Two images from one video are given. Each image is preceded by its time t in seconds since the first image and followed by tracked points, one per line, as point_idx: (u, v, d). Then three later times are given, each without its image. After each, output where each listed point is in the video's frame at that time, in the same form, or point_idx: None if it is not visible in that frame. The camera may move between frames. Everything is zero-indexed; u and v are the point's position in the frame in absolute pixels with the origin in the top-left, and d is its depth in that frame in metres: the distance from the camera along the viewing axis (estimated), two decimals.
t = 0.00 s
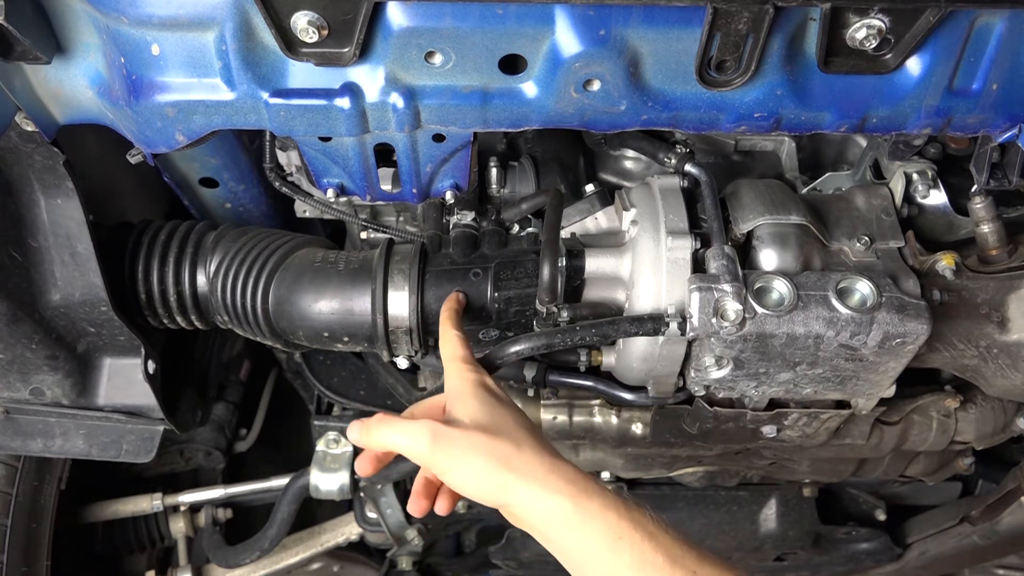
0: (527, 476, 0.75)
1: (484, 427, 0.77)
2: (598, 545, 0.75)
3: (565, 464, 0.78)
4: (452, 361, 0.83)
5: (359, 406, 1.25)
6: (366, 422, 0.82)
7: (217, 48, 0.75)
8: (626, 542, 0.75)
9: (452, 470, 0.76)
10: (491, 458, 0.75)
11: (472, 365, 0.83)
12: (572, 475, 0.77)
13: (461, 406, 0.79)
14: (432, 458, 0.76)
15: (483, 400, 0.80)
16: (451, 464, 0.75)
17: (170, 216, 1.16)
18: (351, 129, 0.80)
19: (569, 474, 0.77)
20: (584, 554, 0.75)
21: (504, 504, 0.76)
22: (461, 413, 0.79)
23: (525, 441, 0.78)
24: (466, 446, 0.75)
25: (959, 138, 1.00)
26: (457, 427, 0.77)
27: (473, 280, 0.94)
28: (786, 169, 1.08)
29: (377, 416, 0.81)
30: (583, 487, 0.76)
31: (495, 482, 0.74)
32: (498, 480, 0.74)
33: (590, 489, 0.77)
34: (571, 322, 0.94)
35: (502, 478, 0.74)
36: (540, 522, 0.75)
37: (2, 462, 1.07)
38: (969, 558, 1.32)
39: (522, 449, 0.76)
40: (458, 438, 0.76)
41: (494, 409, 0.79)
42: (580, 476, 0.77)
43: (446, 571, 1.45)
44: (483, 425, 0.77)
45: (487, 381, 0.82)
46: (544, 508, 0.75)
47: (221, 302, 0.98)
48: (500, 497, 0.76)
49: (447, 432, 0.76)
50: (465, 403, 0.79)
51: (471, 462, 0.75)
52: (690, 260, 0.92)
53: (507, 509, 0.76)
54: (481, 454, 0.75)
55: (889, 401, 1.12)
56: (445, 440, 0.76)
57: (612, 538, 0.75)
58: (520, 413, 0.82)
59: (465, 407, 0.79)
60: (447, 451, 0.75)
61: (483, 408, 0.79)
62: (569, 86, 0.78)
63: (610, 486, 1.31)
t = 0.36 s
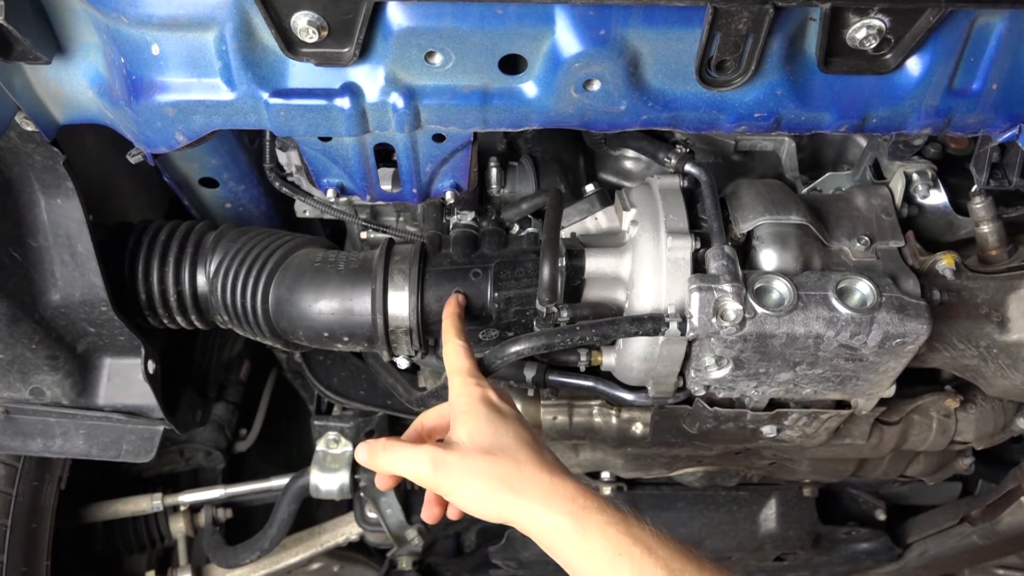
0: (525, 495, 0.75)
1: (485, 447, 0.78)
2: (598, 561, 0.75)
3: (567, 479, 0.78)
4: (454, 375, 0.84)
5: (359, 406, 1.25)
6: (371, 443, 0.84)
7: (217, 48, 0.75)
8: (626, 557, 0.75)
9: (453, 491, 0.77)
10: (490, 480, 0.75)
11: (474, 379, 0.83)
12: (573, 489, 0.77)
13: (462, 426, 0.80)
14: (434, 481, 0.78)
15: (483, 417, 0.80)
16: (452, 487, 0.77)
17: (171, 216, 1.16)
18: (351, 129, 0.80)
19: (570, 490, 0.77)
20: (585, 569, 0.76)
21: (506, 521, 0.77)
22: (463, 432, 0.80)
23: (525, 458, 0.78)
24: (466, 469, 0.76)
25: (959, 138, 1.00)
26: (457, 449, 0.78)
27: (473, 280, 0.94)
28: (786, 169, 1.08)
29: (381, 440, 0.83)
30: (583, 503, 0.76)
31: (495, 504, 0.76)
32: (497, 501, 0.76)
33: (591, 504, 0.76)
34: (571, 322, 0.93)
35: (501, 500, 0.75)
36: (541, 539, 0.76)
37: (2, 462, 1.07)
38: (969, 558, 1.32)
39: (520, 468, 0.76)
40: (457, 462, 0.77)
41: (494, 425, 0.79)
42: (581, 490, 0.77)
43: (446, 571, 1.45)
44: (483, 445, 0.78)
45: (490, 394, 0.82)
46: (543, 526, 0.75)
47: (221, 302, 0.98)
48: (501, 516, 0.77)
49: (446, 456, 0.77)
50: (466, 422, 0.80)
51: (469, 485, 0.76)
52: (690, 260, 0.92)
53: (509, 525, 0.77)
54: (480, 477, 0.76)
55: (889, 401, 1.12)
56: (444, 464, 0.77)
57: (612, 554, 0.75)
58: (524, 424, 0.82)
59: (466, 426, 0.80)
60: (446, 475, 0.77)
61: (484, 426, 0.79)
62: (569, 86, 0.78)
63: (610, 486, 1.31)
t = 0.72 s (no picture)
0: (529, 497, 0.75)
1: (488, 449, 0.78)
2: (603, 561, 0.75)
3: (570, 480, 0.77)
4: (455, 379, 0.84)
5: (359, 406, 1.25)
6: (376, 448, 0.84)
7: (217, 48, 0.75)
8: (630, 557, 0.75)
9: (458, 494, 0.77)
10: (494, 482, 0.75)
11: (476, 382, 0.83)
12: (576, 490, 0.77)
13: (465, 429, 0.80)
14: (438, 485, 0.78)
15: (486, 420, 0.80)
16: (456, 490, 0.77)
17: (171, 216, 1.16)
18: (351, 129, 0.80)
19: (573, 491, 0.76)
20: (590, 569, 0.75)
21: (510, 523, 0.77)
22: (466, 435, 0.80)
23: (528, 459, 0.78)
24: (470, 472, 0.76)
25: (959, 138, 1.00)
26: (461, 452, 0.78)
27: (473, 280, 0.94)
28: (786, 169, 1.08)
29: (385, 445, 0.83)
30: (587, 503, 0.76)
31: (499, 507, 0.76)
32: (501, 504, 0.76)
33: (594, 504, 0.76)
34: (571, 322, 0.94)
35: (506, 502, 0.75)
36: (546, 540, 0.76)
37: (2, 462, 1.07)
38: (969, 558, 1.32)
39: (524, 470, 0.76)
40: (461, 465, 0.77)
41: (497, 428, 0.80)
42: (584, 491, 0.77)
43: (446, 571, 1.44)
44: (487, 448, 0.78)
45: (491, 397, 0.83)
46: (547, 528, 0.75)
47: (221, 302, 0.98)
48: (506, 519, 0.77)
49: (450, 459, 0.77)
50: (469, 425, 0.80)
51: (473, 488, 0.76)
52: (690, 260, 0.92)
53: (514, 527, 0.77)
54: (484, 479, 0.76)
55: (889, 401, 1.12)
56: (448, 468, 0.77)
57: (616, 554, 0.75)
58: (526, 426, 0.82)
59: (469, 429, 0.80)
60: (451, 479, 0.77)
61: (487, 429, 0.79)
62: (569, 86, 0.78)
63: (610, 486, 1.32)
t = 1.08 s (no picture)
0: (522, 514, 0.75)
1: (485, 464, 0.77)
2: None
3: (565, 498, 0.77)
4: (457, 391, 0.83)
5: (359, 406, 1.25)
6: (377, 448, 0.84)
7: (217, 48, 0.75)
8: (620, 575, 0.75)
9: (452, 507, 0.77)
10: (489, 498, 0.75)
11: (477, 396, 0.83)
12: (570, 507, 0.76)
13: (463, 442, 0.79)
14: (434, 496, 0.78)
15: (485, 434, 0.79)
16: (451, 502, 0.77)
17: (171, 216, 1.16)
18: (351, 129, 0.80)
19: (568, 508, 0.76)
20: None
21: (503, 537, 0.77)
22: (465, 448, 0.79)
23: (524, 475, 0.77)
24: (467, 485, 0.76)
25: (959, 138, 1.00)
26: (457, 464, 0.78)
27: (473, 280, 0.94)
28: (786, 169, 1.08)
29: (386, 448, 0.83)
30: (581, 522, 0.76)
31: (493, 522, 0.75)
32: (495, 518, 0.76)
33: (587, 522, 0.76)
34: (571, 322, 0.94)
35: (500, 518, 0.75)
36: (538, 556, 0.76)
37: (2, 462, 1.07)
38: (969, 559, 1.31)
39: (519, 487, 0.76)
40: (458, 477, 0.76)
41: (496, 442, 0.79)
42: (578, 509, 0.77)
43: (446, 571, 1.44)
44: (484, 462, 0.77)
45: (492, 411, 0.82)
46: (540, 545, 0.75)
47: (221, 302, 0.98)
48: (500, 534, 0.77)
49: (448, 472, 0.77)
50: (468, 438, 0.79)
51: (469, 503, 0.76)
52: (690, 260, 0.91)
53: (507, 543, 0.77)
54: (479, 494, 0.75)
55: (890, 401, 1.12)
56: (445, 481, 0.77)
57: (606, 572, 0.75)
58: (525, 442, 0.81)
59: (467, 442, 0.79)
60: (448, 492, 0.77)
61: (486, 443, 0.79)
62: (569, 86, 0.78)
63: (610, 486, 1.32)
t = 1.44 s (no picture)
0: (489, 557, 0.81)
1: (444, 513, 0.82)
2: None
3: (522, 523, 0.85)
4: (403, 437, 0.88)
5: (359, 406, 1.25)
6: (322, 516, 0.82)
7: (217, 48, 0.75)
8: None
9: (417, 566, 0.80)
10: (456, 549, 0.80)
11: (421, 436, 0.88)
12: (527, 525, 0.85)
13: (417, 490, 0.84)
14: (396, 559, 0.80)
15: (438, 473, 0.85)
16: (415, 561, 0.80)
17: (171, 217, 1.16)
18: (351, 129, 0.80)
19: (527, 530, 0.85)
20: None
21: None
22: (420, 501, 0.83)
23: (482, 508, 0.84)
24: (429, 541, 0.79)
25: (959, 138, 1.00)
26: (415, 521, 0.81)
27: (473, 280, 0.94)
28: (786, 169, 1.08)
29: (332, 516, 0.81)
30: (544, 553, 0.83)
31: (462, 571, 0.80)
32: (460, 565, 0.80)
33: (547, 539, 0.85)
34: (571, 322, 0.94)
35: (469, 567, 0.80)
36: None
37: (2, 462, 1.07)
38: (969, 559, 1.31)
39: (478, 520, 0.82)
40: (419, 535, 0.80)
41: (448, 479, 0.85)
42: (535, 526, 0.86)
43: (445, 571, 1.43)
44: (441, 512, 0.82)
45: (439, 447, 0.89)
46: None
47: (221, 302, 0.98)
48: None
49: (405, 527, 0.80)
50: (420, 481, 0.84)
51: (431, 555, 0.79)
52: (690, 260, 0.92)
53: None
54: (443, 549, 0.79)
55: (890, 401, 1.12)
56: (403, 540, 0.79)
57: None
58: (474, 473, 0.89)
59: (420, 489, 0.84)
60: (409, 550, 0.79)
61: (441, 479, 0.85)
62: (569, 86, 0.78)
63: (610, 486, 1.32)
